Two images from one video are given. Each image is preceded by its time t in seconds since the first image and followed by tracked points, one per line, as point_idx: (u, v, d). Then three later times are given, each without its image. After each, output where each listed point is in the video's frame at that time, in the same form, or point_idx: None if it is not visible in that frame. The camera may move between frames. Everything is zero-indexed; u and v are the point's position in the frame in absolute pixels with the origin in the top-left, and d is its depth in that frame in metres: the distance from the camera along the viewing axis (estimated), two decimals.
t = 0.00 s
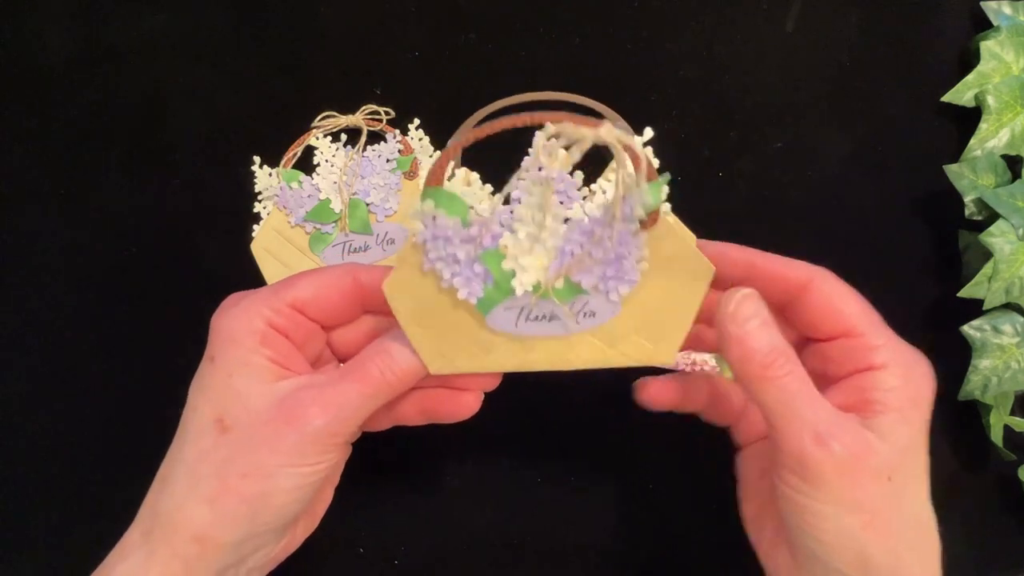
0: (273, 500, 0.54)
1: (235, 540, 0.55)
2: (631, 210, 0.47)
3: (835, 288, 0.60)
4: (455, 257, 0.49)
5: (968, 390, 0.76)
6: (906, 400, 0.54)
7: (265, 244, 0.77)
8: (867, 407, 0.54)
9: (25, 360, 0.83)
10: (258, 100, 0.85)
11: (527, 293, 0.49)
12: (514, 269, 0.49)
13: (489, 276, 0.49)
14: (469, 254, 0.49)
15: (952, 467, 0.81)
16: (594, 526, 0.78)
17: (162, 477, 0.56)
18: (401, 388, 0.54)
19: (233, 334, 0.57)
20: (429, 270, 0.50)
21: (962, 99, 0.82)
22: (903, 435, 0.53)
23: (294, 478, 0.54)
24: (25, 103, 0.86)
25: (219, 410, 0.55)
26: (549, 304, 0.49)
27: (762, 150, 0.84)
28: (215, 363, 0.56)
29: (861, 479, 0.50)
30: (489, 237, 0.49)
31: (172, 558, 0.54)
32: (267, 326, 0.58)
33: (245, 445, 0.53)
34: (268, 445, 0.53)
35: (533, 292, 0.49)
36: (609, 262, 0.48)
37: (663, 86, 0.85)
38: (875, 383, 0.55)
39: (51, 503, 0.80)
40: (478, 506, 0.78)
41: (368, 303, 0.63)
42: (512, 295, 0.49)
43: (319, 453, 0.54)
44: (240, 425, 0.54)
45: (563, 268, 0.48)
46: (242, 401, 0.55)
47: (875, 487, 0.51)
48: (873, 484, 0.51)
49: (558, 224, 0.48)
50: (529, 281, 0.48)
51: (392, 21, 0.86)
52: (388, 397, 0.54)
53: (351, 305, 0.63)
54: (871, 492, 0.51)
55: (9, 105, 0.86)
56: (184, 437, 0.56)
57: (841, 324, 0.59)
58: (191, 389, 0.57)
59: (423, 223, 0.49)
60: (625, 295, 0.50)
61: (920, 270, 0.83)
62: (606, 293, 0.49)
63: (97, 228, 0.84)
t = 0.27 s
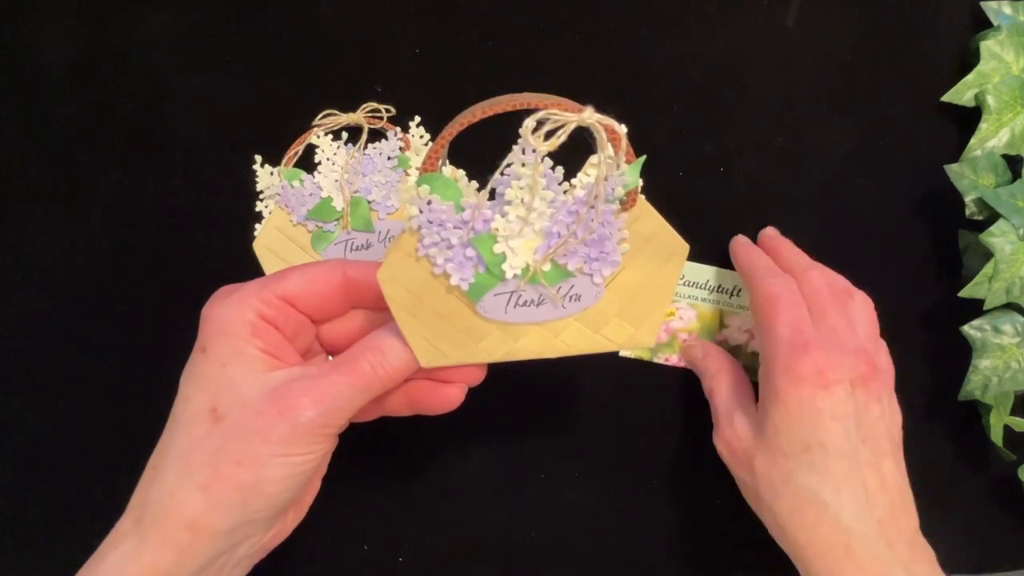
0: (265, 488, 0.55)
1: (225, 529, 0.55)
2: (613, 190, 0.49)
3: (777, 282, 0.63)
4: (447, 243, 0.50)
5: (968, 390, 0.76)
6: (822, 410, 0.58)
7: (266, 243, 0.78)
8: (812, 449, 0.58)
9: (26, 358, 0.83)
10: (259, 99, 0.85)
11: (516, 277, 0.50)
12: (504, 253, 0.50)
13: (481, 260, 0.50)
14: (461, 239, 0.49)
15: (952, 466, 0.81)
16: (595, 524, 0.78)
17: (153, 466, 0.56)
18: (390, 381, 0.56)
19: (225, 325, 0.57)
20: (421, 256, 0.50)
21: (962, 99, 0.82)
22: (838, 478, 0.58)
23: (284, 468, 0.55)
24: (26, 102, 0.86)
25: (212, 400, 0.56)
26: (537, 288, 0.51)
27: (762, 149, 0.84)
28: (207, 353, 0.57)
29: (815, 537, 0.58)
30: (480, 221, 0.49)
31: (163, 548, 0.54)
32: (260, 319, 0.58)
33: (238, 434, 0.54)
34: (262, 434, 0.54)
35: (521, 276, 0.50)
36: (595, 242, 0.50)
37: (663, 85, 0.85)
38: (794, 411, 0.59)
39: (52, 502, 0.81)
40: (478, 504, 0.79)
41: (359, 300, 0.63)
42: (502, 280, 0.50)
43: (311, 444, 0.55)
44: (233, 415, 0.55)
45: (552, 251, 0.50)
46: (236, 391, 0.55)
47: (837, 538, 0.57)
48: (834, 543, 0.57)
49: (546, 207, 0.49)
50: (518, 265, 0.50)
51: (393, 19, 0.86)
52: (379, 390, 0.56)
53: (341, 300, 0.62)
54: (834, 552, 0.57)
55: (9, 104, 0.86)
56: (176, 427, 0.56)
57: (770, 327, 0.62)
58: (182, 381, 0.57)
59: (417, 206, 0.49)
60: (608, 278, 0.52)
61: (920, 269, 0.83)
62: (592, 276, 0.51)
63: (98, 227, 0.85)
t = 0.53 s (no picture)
0: (261, 486, 0.55)
1: (221, 526, 0.55)
2: (614, 201, 0.49)
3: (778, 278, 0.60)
4: (446, 247, 0.50)
5: (969, 390, 0.76)
6: (835, 407, 0.55)
7: (266, 243, 0.78)
8: (826, 451, 0.55)
9: (26, 358, 0.83)
10: (259, 98, 0.85)
11: (514, 283, 0.50)
12: (503, 259, 0.50)
13: (479, 265, 0.50)
14: (460, 243, 0.50)
15: (952, 466, 0.81)
16: (595, 524, 0.78)
17: (149, 462, 0.56)
18: (386, 380, 0.55)
19: (220, 321, 0.57)
20: (420, 260, 0.50)
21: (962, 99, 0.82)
22: (856, 476, 0.56)
23: (279, 467, 0.55)
24: (26, 101, 0.86)
25: (208, 397, 0.56)
26: (535, 294, 0.51)
27: (762, 148, 0.84)
28: (203, 350, 0.57)
29: (837, 540, 0.56)
30: (480, 226, 0.49)
31: (158, 544, 0.54)
32: (256, 315, 0.58)
33: (234, 433, 0.54)
34: (257, 433, 0.54)
35: (519, 282, 0.50)
36: (594, 252, 0.50)
37: (663, 85, 0.85)
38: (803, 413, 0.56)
39: (51, 501, 0.81)
40: (478, 504, 0.79)
41: (355, 295, 0.62)
42: (499, 285, 0.50)
43: (306, 443, 0.55)
44: (229, 413, 0.55)
45: (550, 258, 0.50)
46: (232, 389, 0.55)
47: (860, 540, 0.55)
48: (858, 545, 0.55)
49: (547, 215, 0.49)
50: (516, 271, 0.50)
51: (393, 18, 0.86)
52: (374, 390, 0.56)
53: (338, 296, 0.62)
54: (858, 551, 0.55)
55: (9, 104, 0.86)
56: (172, 424, 0.56)
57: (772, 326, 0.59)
58: (178, 376, 0.57)
59: (417, 210, 0.49)
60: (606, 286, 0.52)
61: (920, 269, 0.83)
62: (589, 283, 0.51)
63: (98, 227, 0.84)
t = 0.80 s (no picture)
0: (268, 489, 0.56)
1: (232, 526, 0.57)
2: (629, 235, 0.48)
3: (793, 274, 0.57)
4: (454, 275, 0.48)
5: (969, 391, 0.76)
6: (862, 396, 0.53)
7: (266, 243, 0.78)
8: (852, 440, 0.53)
9: (26, 358, 0.83)
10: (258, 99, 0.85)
11: (521, 304, 0.49)
12: (511, 285, 0.48)
13: (486, 289, 0.48)
14: (468, 271, 0.48)
15: (952, 466, 0.81)
16: (596, 525, 0.78)
17: (155, 467, 0.56)
18: (390, 381, 0.56)
19: (222, 327, 0.56)
20: (427, 285, 0.50)
21: (962, 99, 0.82)
22: (885, 465, 0.53)
23: (287, 470, 0.56)
24: (26, 101, 0.86)
25: (214, 403, 0.55)
26: (540, 310, 0.50)
27: (762, 148, 0.84)
28: (206, 356, 0.56)
29: (866, 534, 0.53)
30: (490, 257, 0.48)
31: (170, 545, 0.55)
32: (258, 320, 0.57)
33: (242, 441, 0.54)
34: (266, 441, 0.54)
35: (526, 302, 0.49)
36: (603, 279, 0.49)
37: (664, 84, 0.85)
38: (830, 404, 0.53)
39: (52, 502, 0.80)
40: (478, 504, 0.79)
41: (357, 292, 0.60)
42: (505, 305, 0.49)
43: (313, 447, 0.56)
44: (236, 421, 0.55)
45: (558, 283, 0.48)
46: (238, 396, 0.55)
47: (890, 530, 0.53)
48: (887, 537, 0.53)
49: (559, 246, 0.48)
50: (524, 295, 0.48)
51: (393, 19, 0.86)
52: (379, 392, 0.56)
53: (339, 295, 0.60)
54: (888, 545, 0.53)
55: (9, 103, 0.86)
56: (178, 430, 0.56)
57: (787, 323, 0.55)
58: (181, 382, 0.57)
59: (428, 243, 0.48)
60: (612, 301, 0.51)
61: (920, 268, 0.83)
62: (595, 301, 0.50)
63: (98, 227, 0.84)
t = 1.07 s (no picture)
0: (270, 492, 0.56)
1: (232, 529, 0.57)
2: (631, 268, 0.45)
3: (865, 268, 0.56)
4: (451, 306, 0.45)
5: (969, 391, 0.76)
6: (986, 400, 0.50)
7: (266, 243, 0.78)
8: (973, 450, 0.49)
9: (25, 358, 0.83)
10: (258, 98, 0.85)
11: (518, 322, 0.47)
12: (509, 310, 0.46)
13: (484, 315, 0.46)
14: (467, 302, 0.45)
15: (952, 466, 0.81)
16: (596, 524, 0.78)
17: (155, 474, 0.56)
18: (387, 382, 0.56)
19: (219, 335, 0.56)
20: (423, 314, 0.46)
21: (963, 99, 0.82)
22: (1007, 481, 0.50)
23: (288, 474, 0.57)
24: (26, 100, 0.86)
25: (212, 410, 0.55)
26: (536, 323, 0.48)
27: (762, 148, 0.84)
28: (204, 365, 0.56)
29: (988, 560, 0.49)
30: (491, 292, 0.44)
31: (173, 550, 0.56)
32: (255, 326, 0.57)
33: (243, 448, 0.54)
34: (266, 446, 0.54)
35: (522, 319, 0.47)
36: (601, 299, 0.47)
37: (664, 84, 0.85)
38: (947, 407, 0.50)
39: (52, 502, 0.80)
40: (478, 504, 0.79)
41: (352, 294, 0.60)
42: (502, 322, 0.47)
43: (313, 449, 0.56)
44: (236, 428, 0.55)
45: (558, 305, 0.46)
46: (237, 402, 0.55)
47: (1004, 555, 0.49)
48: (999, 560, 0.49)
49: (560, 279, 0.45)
50: (521, 317, 0.46)
51: (392, 19, 0.86)
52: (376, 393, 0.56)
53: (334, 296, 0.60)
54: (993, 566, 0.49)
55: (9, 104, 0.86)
56: (176, 437, 0.56)
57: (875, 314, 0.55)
58: (178, 389, 0.57)
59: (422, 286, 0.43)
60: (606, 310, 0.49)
61: (920, 268, 0.83)
62: (590, 311, 0.48)
63: (98, 227, 0.84)
